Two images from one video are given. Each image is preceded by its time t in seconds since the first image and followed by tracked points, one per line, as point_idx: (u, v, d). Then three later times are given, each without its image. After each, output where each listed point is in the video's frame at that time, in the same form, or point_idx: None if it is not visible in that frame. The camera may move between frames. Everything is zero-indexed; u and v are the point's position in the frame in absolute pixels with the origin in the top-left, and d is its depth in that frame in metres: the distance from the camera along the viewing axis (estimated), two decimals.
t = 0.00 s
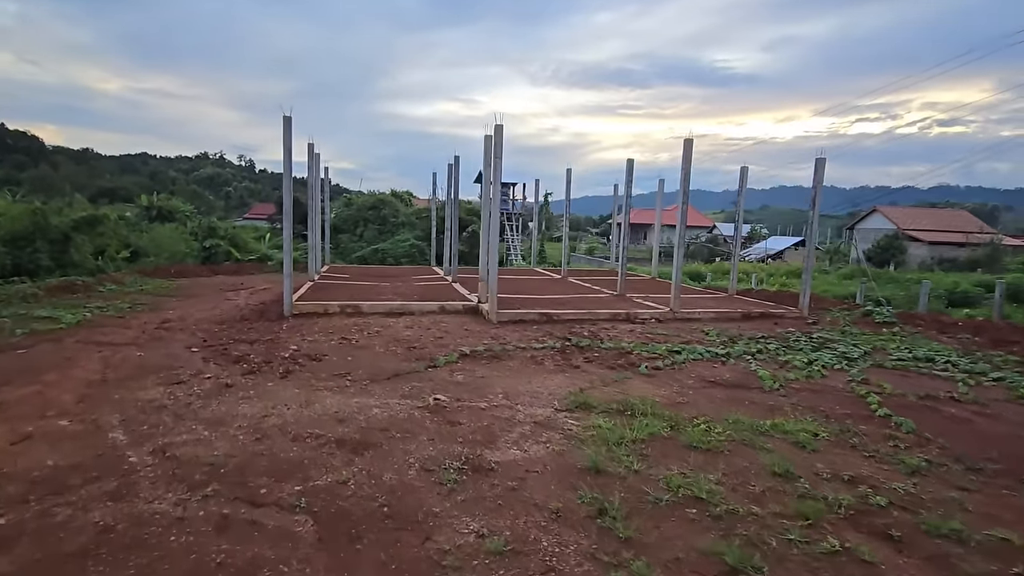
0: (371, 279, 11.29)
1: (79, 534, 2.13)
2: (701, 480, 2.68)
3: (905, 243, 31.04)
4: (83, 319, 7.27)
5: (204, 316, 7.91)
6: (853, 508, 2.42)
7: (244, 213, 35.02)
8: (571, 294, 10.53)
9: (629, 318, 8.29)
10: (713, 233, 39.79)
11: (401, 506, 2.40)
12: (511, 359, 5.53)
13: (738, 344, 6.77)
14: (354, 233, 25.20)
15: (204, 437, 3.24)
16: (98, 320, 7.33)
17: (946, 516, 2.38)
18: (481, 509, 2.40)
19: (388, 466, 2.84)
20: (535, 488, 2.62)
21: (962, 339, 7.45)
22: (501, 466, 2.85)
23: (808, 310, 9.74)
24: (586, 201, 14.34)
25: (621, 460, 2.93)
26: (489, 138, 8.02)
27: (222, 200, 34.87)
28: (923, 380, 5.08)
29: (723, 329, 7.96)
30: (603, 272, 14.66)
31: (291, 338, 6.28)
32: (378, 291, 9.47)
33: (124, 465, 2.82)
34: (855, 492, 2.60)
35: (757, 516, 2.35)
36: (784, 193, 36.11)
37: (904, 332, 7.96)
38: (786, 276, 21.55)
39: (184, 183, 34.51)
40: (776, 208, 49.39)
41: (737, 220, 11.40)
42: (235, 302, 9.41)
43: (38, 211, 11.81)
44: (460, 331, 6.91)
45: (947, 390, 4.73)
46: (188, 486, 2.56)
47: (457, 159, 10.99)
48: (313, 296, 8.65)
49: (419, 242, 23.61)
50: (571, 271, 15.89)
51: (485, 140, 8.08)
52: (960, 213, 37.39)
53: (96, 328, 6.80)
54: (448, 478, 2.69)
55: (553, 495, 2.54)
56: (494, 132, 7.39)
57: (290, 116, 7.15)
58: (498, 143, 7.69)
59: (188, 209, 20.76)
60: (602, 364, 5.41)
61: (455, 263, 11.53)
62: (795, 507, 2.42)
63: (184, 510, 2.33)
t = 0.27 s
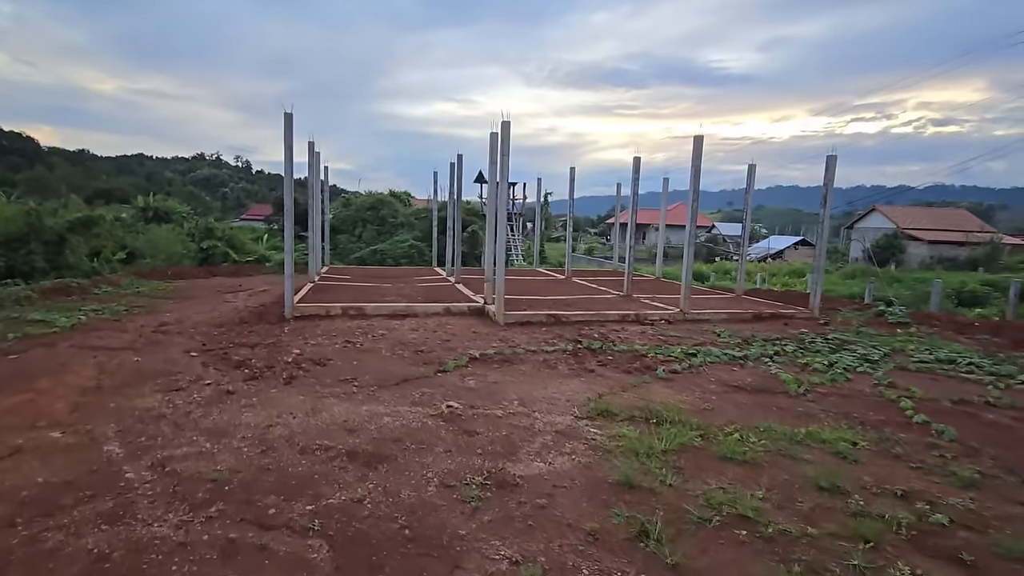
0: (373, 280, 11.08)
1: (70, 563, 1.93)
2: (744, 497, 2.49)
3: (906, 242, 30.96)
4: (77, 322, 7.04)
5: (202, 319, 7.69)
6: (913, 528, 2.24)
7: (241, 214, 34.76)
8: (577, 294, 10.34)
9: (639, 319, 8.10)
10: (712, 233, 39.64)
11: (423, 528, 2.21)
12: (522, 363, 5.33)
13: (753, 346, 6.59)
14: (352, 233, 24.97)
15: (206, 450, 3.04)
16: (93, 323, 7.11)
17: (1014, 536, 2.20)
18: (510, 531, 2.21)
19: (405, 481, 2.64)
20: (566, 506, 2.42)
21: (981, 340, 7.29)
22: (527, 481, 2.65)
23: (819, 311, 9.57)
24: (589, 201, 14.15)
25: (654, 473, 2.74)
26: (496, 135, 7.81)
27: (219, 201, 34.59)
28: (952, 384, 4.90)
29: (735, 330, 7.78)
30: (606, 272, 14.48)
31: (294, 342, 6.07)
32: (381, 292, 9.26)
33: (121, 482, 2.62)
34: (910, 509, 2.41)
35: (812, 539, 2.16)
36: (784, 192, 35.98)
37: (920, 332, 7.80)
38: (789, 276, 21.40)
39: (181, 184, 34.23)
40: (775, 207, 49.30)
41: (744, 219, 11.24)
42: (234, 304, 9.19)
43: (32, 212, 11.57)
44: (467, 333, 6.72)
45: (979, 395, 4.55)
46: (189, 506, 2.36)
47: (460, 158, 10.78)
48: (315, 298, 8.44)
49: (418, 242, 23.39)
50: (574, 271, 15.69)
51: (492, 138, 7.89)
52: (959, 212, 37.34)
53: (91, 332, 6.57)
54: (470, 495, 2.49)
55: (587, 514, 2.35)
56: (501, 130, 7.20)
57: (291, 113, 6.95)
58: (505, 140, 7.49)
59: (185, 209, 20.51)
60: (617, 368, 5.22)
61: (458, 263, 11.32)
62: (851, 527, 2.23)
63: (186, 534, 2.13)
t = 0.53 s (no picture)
0: (371, 283, 10.85)
1: None
2: (790, 512, 2.29)
3: (902, 242, 31.00)
4: (66, 328, 6.76)
5: (196, 324, 7.45)
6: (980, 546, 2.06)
7: (235, 218, 34.42)
8: (579, 296, 10.15)
9: (646, 321, 7.91)
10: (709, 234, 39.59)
11: (444, 553, 1.99)
12: (532, 367, 5.13)
13: (766, 347, 6.41)
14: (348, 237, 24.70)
15: (202, 465, 2.81)
16: (82, 329, 6.85)
17: None
18: (541, 555, 2.00)
19: (420, 498, 2.42)
20: (598, 525, 2.22)
21: (995, 340, 7.15)
22: (551, 497, 2.44)
23: (826, 311, 9.42)
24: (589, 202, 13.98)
25: (688, 487, 2.54)
26: (498, 133, 7.62)
27: (212, 205, 34.25)
28: (978, 385, 4.73)
29: (744, 331, 7.60)
30: (607, 274, 14.30)
31: (293, 347, 5.84)
32: (381, 295, 9.04)
33: (108, 502, 2.39)
34: (972, 525, 2.22)
35: (874, 561, 1.97)
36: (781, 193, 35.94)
37: (932, 332, 7.66)
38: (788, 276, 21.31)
39: (174, 188, 33.88)
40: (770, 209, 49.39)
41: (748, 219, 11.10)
42: (229, 308, 8.94)
43: (21, 215, 11.29)
44: (471, 336, 6.51)
45: (1008, 397, 4.39)
46: (185, 529, 2.14)
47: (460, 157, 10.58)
48: (313, 301, 8.21)
49: (414, 245, 23.16)
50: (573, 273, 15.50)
51: (494, 137, 7.71)
52: (954, 211, 37.47)
53: (81, 338, 6.31)
54: (492, 514, 2.28)
55: (623, 534, 2.14)
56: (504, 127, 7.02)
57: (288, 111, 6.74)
58: (508, 138, 7.31)
59: (178, 213, 20.20)
60: (630, 371, 5.02)
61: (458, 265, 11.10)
62: (913, 547, 2.04)
63: (180, 564, 1.91)
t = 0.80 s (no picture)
0: (367, 289, 10.57)
1: None
2: (851, 543, 2.10)
3: (895, 246, 31.13)
4: (49, 337, 6.45)
5: (187, 332, 7.16)
6: None
7: (225, 223, 33.97)
8: (581, 301, 9.94)
9: (652, 326, 7.72)
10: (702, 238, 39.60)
11: None
12: (541, 377, 4.90)
13: (779, 354, 6.23)
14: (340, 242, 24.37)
15: (195, 491, 2.56)
16: (67, 338, 6.54)
17: None
18: None
19: (439, 530, 2.19)
20: (640, 561, 2.00)
21: (1006, 345, 7.02)
22: (585, 527, 2.22)
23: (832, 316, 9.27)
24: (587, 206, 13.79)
25: (732, 513, 2.33)
26: (499, 134, 7.40)
27: (202, 210, 33.78)
28: (1004, 394, 4.58)
29: (753, 337, 7.42)
30: (606, 278, 14.12)
31: (289, 356, 5.58)
32: (378, 301, 8.78)
33: (91, 539, 2.14)
34: None
35: None
36: (773, 198, 36.01)
37: (942, 337, 7.53)
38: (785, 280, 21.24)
39: (162, 194, 33.40)
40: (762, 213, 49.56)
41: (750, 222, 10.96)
42: (221, 315, 8.64)
43: (4, 221, 10.93)
44: (475, 344, 6.28)
45: None
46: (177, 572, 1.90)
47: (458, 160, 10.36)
48: (308, 308, 7.94)
49: (408, 250, 22.87)
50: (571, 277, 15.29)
51: (495, 138, 7.50)
52: (944, 215, 37.75)
53: (65, 348, 6.01)
54: (522, 548, 2.06)
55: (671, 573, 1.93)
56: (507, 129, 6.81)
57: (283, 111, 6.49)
58: (510, 140, 7.10)
59: (167, 218, 19.81)
60: (645, 381, 4.81)
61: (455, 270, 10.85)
62: None
63: None
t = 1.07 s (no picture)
0: (361, 295, 10.32)
1: None
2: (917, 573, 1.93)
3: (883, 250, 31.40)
4: (29, 347, 6.14)
5: (175, 340, 6.87)
6: None
7: (212, 228, 33.44)
8: (580, 307, 9.75)
9: (656, 333, 7.55)
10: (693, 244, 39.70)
11: None
12: (551, 387, 4.71)
13: (789, 360, 6.09)
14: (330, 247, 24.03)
15: (190, 520, 2.32)
16: (48, 348, 6.22)
17: None
18: None
19: (466, 565, 1.98)
20: None
21: (1013, 350, 6.96)
22: (624, 558, 2.03)
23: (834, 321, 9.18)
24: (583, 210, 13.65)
25: (782, 540, 2.15)
26: (500, 136, 7.21)
27: (188, 216, 33.25)
28: None
29: (759, 343, 7.29)
30: (602, 284, 13.96)
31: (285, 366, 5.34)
32: (374, 307, 8.55)
33: None
34: None
35: None
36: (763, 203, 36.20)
37: (947, 342, 7.45)
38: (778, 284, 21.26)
39: (148, 199, 32.83)
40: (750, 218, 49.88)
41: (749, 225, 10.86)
42: (210, 322, 8.33)
43: None
44: (478, 352, 6.07)
45: None
46: None
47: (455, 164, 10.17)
48: (302, 315, 7.68)
49: (399, 255, 22.60)
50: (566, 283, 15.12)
51: (495, 141, 7.32)
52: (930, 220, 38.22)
53: (46, 358, 5.70)
54: None
55: None
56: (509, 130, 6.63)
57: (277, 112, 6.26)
58: (512, 142, 6.92)
59: (153, 224, 19.39)
60: (659, 390, 4.63)
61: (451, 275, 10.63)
62: None
63: None
